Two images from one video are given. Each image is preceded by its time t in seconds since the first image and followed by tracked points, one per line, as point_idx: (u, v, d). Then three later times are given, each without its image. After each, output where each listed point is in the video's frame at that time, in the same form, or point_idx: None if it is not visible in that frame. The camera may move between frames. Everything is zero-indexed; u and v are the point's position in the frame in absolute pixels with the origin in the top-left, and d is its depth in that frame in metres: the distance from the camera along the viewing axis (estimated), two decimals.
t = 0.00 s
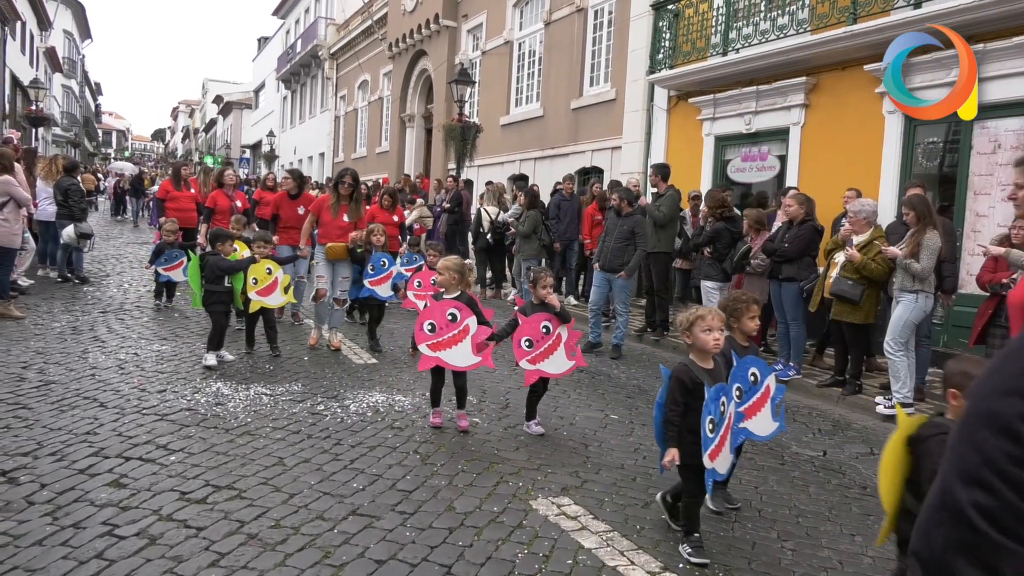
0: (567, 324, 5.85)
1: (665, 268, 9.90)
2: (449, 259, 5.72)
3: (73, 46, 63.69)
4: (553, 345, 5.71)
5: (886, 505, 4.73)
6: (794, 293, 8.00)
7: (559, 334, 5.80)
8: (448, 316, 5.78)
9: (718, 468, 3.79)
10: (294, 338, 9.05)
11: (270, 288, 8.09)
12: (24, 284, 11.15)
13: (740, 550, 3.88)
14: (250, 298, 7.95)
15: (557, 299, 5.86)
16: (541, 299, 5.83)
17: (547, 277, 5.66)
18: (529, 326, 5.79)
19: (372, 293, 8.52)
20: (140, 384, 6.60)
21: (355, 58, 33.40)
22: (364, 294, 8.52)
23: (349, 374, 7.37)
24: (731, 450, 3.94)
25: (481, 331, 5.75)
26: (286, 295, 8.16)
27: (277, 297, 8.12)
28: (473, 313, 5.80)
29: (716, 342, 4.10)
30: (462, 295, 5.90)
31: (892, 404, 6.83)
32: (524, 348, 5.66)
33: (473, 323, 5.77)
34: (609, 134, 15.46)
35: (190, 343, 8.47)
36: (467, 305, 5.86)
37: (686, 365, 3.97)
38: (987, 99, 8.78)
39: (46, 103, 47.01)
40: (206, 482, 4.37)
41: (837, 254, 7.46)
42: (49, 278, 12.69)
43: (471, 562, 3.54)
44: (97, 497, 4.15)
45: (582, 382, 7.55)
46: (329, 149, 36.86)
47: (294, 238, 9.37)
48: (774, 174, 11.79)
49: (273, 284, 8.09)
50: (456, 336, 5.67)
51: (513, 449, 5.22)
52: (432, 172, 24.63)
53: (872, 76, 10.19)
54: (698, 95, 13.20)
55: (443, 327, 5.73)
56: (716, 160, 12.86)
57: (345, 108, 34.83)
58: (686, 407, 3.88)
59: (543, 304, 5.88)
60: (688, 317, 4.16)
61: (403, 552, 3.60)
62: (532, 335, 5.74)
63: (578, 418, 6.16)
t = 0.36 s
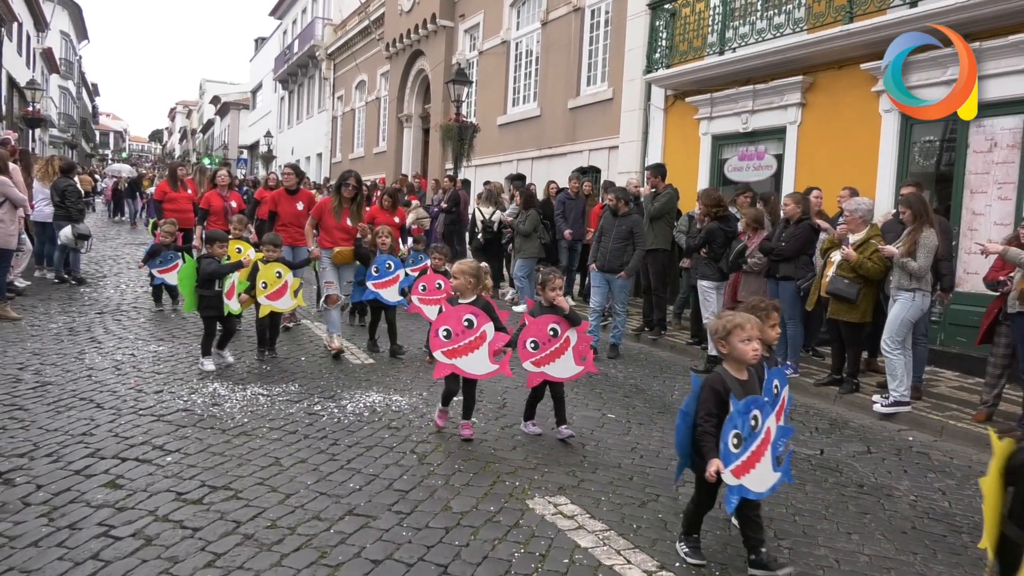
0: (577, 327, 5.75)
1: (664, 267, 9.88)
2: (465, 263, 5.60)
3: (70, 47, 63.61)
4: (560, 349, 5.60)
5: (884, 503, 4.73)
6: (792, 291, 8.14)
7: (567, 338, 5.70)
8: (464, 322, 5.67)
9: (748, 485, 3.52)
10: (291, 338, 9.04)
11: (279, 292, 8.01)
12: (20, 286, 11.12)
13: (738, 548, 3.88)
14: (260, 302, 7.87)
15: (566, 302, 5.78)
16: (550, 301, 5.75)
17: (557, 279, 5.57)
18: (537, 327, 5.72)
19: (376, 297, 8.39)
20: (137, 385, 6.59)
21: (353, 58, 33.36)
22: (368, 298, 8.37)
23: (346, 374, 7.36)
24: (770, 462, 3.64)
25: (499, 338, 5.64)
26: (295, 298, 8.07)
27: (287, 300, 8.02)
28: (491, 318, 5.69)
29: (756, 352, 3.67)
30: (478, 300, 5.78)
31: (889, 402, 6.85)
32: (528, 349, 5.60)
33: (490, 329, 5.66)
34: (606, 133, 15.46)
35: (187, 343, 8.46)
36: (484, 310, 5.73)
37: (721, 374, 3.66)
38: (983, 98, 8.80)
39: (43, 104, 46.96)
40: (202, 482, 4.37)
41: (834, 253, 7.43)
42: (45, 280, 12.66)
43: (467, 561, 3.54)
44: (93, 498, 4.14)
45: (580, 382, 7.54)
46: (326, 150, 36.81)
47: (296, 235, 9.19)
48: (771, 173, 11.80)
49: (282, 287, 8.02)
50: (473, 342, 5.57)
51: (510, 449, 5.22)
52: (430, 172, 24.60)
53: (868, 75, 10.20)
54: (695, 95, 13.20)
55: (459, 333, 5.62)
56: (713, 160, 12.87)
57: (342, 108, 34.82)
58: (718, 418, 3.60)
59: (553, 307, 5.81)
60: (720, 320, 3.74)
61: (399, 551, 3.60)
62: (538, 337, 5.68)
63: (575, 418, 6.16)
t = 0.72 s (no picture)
0: (599, 328, 5.44)
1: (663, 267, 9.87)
2: (467, 266, 5.48)
3: (69, 48, 63.59)
4: (584, 352, 5.33)
5: (883, 500, 4.73)
6: (790, 288, 8.18)
7: (590, 340, 5.41)
8: (472, 327, 5.49)
9: (813, 498, 3.44)
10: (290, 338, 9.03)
11: (284, 295, 7.61)
12: (19, 287, 11.11)
13: (735, 545, 3.88)
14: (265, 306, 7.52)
15: (588, 301, 5.43)
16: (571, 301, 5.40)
17: (577, 280, 5.26)
18: (559, 329, 5.40)
19: (382, 297, 8.16)
20: (136, 385, 6.58)
21: (351, 57, 33.31)
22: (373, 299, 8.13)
23: (344, 374, 7.37)
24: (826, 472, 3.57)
25: (509, 341, 5.42)
26: (301, 301, 7.71)
27: (292, 303, 7.69)
28: (499, 323, 5.51)
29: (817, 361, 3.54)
30: (485, 304, 5.63)
31: (888, 398, 6.85)
32: (553, 353, 5.29)
33: (499, 333, 5.46)
34: (605, 131, 15.45)
35: (186, 343, 8.45)
36: (492, 314, 5.57)
37: (774, 381, 3.55)
38: (982, 94, 8.80)
39: (41, 104, 46.94)
40: (201, 482, 4.36)
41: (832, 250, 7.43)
42: (45, 280, 12.66)
43: (466, 560, 3.53)
44: (91, 498, 4.14)
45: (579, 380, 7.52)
46: (325, 149, 36.81)
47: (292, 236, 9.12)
48: (770, 170, 11.79)
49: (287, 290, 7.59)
50: (481, 348, 5.35)
51: (509, 447, 5.22)
52: (429, 171, 24.59)
53: (867, 72, 10.19)
54: (693, 92, 13.19)
55: (467, 340, 5.42)
56: (712, 157, 12.86)
57: (341, 108, 34.82)
58: (773, 429, 3.50)
59: (574, 307, 5.48)
60: (771, 326, 3.59)
61: (398, 550, 3.60)
62: (561, 340, 5.37)
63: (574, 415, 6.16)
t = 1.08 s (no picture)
0: (614, 333, 5.23)
1: (664, 265, 9.86)
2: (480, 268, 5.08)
3: (70, 49, 63.63)
4: (599, 358, 5.14)
5: (884, 496, 4.72)
6: (792, 284, 8.02)
7: (606, 345, 5.21)
8: (483, 332, 5.20)
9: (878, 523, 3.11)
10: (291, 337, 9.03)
11: (298, 299, 7.31)
12: (21, 288, 11.11)
13: (737, 543, 3.88)
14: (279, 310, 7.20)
15: (603, 305, 5.19)
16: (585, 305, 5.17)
17: (591, 282, 5.00)
18: (573, 334, 5.20)
19: (384, 300, 7.71)
20: (138, 385, 6.58)
21: (352, 56, 33.29)
22: (376, 302, 7.68)
23: (345, 373, 7.37)
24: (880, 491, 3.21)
25: (522, 347, 5.17)
26: (315, 306, 7.38)
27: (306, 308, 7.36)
28: (511, 327, 5.22)
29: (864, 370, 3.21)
30: (497, 307, 5.30)
31: (890, 395, 6.85)
32: (566, 358, 5.10)
33: (511, 338, 5.21)
34: (606, 128, 15.42)
35: (187, 343, 8.44)
36: (504, 318, 5.26)
37: (828, 403, 3.15)
38: (983, 88, 8.78)
39: (43, 106, 46.97)
40: (202, 482, 4.37)
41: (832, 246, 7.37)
42: (46, 281, 12.67)
43: (468, 559, 3.52)
44: (92, 498, 4.14)
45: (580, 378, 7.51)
46: (327, 148, 36.81)
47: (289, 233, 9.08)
48: (771, 166, 11.77)
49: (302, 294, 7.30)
50: (491, 354, 5.11)
51: (510, 445, 5.22)
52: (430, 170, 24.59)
53: (867, 67, 10.17)
54: (694, 89, 13.16)
55: (477, 345, 5.15)
56: (713, 154, 12.83)
57: (342, 107, 34.79)
58: (834, 456, 3.12)
59: (588, 311, 5.24)
60: (828, 341, 3.23)
61: (398, 549, 3.59)
62: (575, 345, 5.17)
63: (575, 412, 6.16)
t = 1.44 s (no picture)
0: (633, 340, 5.01)
1: (670, 265, 9.85)
2: (503, 271, 4.90)
3: (77, 54, 63.96)
4: (613, 365, 4.88)
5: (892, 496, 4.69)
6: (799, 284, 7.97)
7: (622, 352, 4.98)
8: (503, 338, 5.00)
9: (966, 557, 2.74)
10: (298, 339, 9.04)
11: (312, 305, 7.20)
12: (30, 291, 11.17)
13: (743, 544, 3.86)
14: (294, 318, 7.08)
15: (620, 311, 5.01)
16: (602, 311, 5.00)
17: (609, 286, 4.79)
18: (586, 340, 4.99)
19: (392, 306, 7.64)
20: (145, 388, 6.60)
21: (357, 58, 33.35)
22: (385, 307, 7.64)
23: (351, 375, 7.38)
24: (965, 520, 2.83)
25: (542, 355, 4.95)
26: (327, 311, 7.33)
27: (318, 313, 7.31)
28: (531, 334, 5.01)
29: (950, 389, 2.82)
30: (518, 313, 5.06)
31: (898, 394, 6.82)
32: (577, 365, 4.90)
33: (531, 345, 4.99)
34: (611, 128, 15.41)
35: (194, 346, 8.47)
36: (525, 325, 5.03)
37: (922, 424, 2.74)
38: (989, 85, 8.74)
39: (51, 110, 47.20)
40: (208, 483, 4.38)
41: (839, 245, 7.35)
42: (55, 284, 12.73)
43: (474, 560, 3.52)
44: (100, 500, 4.15)
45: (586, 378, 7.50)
46: (333, 150, 36.89)
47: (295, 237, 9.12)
48: (777, 165, 11.74)
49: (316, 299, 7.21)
50: (512, 361, 4.92)
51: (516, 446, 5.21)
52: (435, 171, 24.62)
53: (873, 65, 10.13)
54: (699, 88, 13.13)
55: (497, 352, 4.96)
56: (719, 153, 12.79)
57: (348, 109, 34.86)
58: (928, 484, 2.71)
59: (605, 317, 5.05)
60: (916, 356, 2.84)
61: (404, 550, 3.60)
62: (588, 352, 4.96)
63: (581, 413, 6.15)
